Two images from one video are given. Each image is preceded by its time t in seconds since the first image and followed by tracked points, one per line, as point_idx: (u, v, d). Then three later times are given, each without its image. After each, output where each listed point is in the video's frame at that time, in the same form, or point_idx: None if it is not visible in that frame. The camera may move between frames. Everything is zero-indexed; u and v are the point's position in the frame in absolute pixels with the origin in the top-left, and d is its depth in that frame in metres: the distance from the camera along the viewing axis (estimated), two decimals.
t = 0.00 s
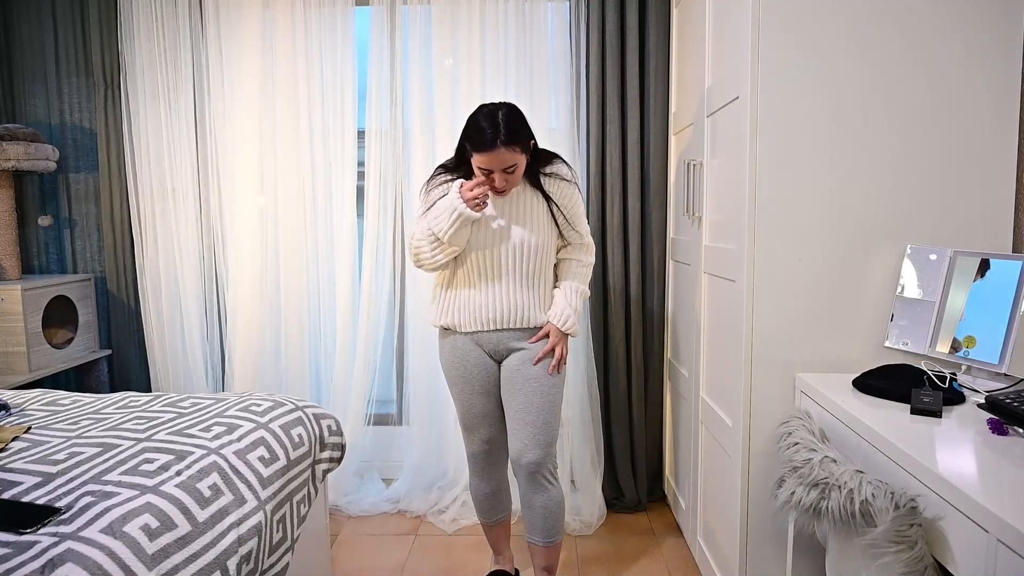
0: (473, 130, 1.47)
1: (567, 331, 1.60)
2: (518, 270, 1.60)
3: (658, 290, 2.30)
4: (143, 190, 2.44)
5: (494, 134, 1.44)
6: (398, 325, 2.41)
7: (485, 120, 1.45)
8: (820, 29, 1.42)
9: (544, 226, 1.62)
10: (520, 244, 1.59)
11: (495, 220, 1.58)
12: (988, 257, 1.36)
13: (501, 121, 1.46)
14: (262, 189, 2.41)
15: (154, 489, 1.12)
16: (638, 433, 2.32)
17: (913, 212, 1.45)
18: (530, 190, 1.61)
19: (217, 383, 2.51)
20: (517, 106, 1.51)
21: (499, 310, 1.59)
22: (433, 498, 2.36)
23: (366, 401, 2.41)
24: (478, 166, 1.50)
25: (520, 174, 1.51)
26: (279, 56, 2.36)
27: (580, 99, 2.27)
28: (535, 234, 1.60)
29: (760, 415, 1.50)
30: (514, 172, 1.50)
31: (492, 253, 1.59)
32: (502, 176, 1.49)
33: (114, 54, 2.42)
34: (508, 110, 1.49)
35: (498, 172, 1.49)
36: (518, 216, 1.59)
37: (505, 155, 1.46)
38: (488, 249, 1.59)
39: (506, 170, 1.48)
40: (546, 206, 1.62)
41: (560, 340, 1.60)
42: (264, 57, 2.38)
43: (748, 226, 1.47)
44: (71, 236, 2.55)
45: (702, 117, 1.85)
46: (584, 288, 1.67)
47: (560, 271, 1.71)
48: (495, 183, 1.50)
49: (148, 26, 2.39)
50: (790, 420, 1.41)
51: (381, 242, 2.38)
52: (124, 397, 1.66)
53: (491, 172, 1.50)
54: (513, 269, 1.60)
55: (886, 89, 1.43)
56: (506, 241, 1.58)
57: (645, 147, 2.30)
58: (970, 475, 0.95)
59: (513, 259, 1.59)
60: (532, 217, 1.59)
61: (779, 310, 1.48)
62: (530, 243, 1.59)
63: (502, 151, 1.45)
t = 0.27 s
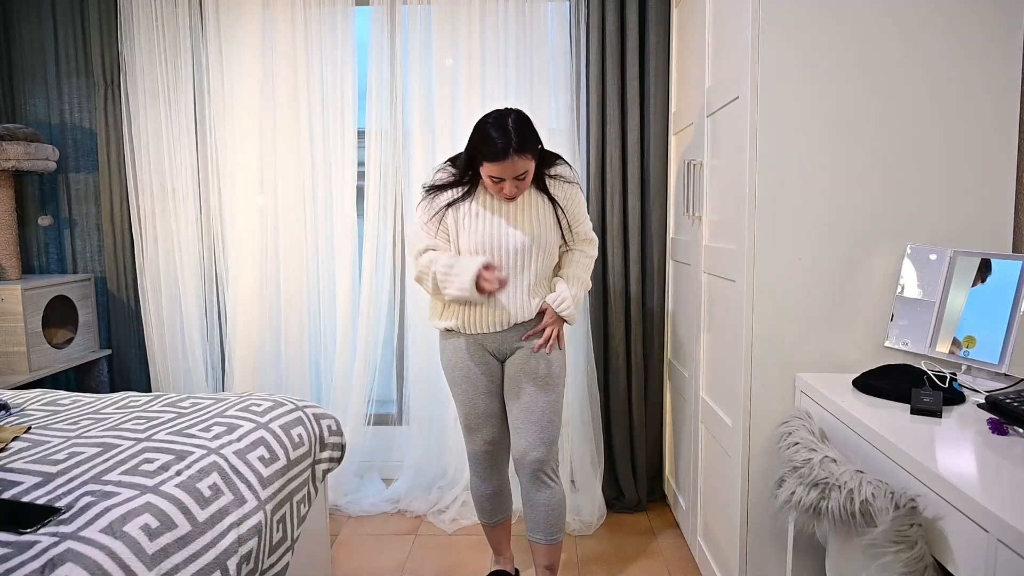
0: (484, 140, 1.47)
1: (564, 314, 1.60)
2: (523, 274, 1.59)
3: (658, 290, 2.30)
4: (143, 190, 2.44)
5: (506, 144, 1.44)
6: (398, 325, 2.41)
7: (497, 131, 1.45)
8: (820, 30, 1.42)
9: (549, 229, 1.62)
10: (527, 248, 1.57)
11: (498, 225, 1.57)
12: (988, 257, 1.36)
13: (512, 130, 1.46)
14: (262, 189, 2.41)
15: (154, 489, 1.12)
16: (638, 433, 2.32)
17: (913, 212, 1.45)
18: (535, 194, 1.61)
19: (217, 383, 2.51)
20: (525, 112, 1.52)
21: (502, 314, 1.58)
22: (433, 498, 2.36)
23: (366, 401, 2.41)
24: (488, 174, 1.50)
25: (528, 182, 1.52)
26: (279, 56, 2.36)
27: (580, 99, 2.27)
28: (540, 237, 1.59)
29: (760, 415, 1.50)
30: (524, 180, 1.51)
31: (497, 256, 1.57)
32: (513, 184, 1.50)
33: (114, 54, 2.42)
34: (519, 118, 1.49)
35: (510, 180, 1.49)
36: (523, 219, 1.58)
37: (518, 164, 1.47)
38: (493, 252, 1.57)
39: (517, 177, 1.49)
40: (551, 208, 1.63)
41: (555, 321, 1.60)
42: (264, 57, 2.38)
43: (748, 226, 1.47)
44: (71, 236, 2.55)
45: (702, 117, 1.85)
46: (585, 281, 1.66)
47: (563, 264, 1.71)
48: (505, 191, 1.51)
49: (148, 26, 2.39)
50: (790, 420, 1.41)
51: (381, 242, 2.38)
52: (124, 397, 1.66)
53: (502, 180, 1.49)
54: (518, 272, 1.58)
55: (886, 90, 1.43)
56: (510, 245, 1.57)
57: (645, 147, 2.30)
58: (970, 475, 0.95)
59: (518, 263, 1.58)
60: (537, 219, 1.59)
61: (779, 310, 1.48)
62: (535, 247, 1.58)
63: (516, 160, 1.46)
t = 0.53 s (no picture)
0: (491, 149, 1.46)
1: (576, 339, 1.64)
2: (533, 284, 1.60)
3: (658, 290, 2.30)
4: (143, 190, 2.44)
5: (515, 153, 1.44)
6: (398, 325, 2.42)
7: (505, 140, 1.45)
8: (820, 29, 1.42)
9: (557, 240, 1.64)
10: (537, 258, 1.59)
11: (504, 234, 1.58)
12: (989, 257, 1.36)
13: (521, 138, 1.46)
14: (262, 189, 2.41)
15: (154, 489, 1.12)
16: (638, 433, 2.33)
17: (913, 212, 1.45)
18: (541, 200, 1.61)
19: (217, 383, 2.51)
20: (533, 120, 1.51)
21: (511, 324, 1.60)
22: (433, 498, 2.36)
23: (366, 401, 2.42)
24: (496, 182, 1.49)
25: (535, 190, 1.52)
26: (279, 57, 2.36)
27: (580, 99, 2.27)
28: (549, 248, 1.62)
29: (760, 415, 1.50)
30: (532, 188, 1.51)
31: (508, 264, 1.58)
32: (521, 192, 1.49)
33: (114, 54, 2.42)
34: (527, 126, 1.49)
35: (518, 189, 1.49)
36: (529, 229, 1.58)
37: (527, 173, 1.47)
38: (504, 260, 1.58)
39: (525, 186, 1.49)
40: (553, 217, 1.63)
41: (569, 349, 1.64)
42: (264, 57, 2.37)
43: (748, 226, 1.47)
44: (71, 236, 2.55)
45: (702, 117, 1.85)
46: (585, 301, 1.71)
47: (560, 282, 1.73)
48: (514, 199, 1.50)
49: (148, 26, 2.39)
50: (791, 420, 1.41)
51: (381, 242, 2.38)
52: (124, 397, 1.66)
53: (511, 189, 1.49)
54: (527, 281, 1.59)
55: (886, 89, 1.43)
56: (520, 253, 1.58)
57: (645, 147, 2.30)
58: (970, 475, 0.94)
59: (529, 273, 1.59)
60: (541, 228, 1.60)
61: (779, 310, 1.48)
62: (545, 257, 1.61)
63: (525, 169, 1.46)
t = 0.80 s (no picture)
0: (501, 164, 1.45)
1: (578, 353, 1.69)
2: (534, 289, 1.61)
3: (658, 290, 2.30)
4: (143, 190, 2.44)
5: (524, 168, 1.43)
6: (398, 325, 2.42)
7: (515, 155, 1.43)
8: (820, 29, 1.42)
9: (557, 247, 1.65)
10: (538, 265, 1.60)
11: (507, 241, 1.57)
12: (988, 257, 1.36)
13: (530, 151, 1.45)
14: (262, 189, 2.41)
15: (154, 489, 1.12)
16: (638, 433, 2.33)
17: (913, 211, 1.45)
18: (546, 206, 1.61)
19: (217, 383, 2.51)
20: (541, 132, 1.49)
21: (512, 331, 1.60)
22: (432, 498, 2.36)
23: (366, 401, 2.42)
24: (506, 194, 1.48)
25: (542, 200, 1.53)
26: (279, 57, 2.36)
27: (580, 99, 2.27)
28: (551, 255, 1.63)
29: (760, 415, 1.50)
30: (540, 199, 1.52)
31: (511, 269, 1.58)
32: (530, 205, 1.50)
33: (114, 54, 2.42)
34: (535, 139, 1.47)
35: (527, 201, 1.49)
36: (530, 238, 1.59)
37: (537, 186, 1.47)
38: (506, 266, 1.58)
39: (533, 199, 1.49)
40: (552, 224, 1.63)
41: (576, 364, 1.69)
42: (264, 58, 2.37)
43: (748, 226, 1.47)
44: (71, 236, 2.55)
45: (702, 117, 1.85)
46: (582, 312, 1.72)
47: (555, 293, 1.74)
48: (523, 212, 1.52)
49: (148, 26, 2.38)
50: (790, 420, 1.41)
51: (381, 242, 2.38)
52: (124, 397, 1.65)
53: (519, 201, 1.50)
54: (528, 287, 1.60)
55: (886, 90, 1.43)
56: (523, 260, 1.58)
57: (645, 147, 2.30)
58: (970, 475, 0.95)
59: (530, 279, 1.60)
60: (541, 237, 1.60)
61: (779, 310, 1.48)
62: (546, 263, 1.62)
63: (535, 183, 1.46)
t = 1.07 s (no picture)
0: (503, 167, 1.44)
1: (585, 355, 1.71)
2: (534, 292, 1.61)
3: (658, 290, 2.30)
4: (143, 190, 2.44)
5: (524, 171, 1.43)
6: (398, 325, 2.41)
7: (515, 158, 1.44)
8: (820, 30, 1.42)
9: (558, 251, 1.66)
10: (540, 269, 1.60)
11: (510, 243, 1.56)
12: (988, 257, 1.36)
13: (529, 154, 1.44)
14: (262, 189, 2.41)
15: (154, 489, 1.12)
16: (638, 433, 2.33)
17: (913, 211, 1.45)
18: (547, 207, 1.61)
19: (217, 383, 2.51)
20: (541, 133, 1.49)
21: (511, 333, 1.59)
22: (432, 498, 2.36)
23: (366, 401, 2.42)
24: (508, 196, 1.47)
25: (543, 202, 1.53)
26: (279, 57, 2.36)
27: (580, 99, 2.27)
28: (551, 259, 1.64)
29: (760, 415, 1.50)
30: (541, 201, 1.52)
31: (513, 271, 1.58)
32: (532, 207, 1.50)
33: (114, 54, 2.42)
34: (536, 141, 1.47)
35: (528, 203, 1.49)
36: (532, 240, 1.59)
37: (538, 189, 1.47)
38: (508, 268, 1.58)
39: (534, 201, 1.49)
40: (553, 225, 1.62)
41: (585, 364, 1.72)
42: (264, 58, 2.37)
43: (748, 226, 1.47)
44: (71, 236, 2.55)
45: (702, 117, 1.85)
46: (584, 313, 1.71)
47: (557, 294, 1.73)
48: (524, 213, 1.51)
49: (148, 26, 2.38)
50: (790, 420, 1.41)
51: (381, 242, 2.38)
52: (124, 397, 1.65)
53: (521, 203, 1.50)
54: (529, 288, 1.60)
55: (886, 90, 1.43)
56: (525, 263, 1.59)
57: (645, 147, 2.30)
58: (970, 475, 0.94)
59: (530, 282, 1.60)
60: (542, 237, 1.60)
61: (779, 311, 1.48)
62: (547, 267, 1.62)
63: (536, 186, 1.46)
